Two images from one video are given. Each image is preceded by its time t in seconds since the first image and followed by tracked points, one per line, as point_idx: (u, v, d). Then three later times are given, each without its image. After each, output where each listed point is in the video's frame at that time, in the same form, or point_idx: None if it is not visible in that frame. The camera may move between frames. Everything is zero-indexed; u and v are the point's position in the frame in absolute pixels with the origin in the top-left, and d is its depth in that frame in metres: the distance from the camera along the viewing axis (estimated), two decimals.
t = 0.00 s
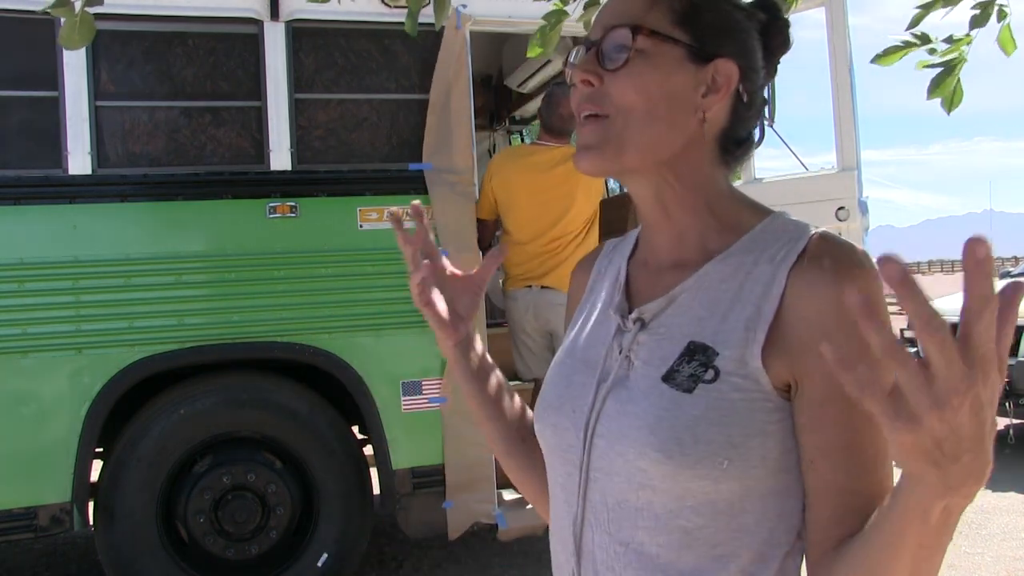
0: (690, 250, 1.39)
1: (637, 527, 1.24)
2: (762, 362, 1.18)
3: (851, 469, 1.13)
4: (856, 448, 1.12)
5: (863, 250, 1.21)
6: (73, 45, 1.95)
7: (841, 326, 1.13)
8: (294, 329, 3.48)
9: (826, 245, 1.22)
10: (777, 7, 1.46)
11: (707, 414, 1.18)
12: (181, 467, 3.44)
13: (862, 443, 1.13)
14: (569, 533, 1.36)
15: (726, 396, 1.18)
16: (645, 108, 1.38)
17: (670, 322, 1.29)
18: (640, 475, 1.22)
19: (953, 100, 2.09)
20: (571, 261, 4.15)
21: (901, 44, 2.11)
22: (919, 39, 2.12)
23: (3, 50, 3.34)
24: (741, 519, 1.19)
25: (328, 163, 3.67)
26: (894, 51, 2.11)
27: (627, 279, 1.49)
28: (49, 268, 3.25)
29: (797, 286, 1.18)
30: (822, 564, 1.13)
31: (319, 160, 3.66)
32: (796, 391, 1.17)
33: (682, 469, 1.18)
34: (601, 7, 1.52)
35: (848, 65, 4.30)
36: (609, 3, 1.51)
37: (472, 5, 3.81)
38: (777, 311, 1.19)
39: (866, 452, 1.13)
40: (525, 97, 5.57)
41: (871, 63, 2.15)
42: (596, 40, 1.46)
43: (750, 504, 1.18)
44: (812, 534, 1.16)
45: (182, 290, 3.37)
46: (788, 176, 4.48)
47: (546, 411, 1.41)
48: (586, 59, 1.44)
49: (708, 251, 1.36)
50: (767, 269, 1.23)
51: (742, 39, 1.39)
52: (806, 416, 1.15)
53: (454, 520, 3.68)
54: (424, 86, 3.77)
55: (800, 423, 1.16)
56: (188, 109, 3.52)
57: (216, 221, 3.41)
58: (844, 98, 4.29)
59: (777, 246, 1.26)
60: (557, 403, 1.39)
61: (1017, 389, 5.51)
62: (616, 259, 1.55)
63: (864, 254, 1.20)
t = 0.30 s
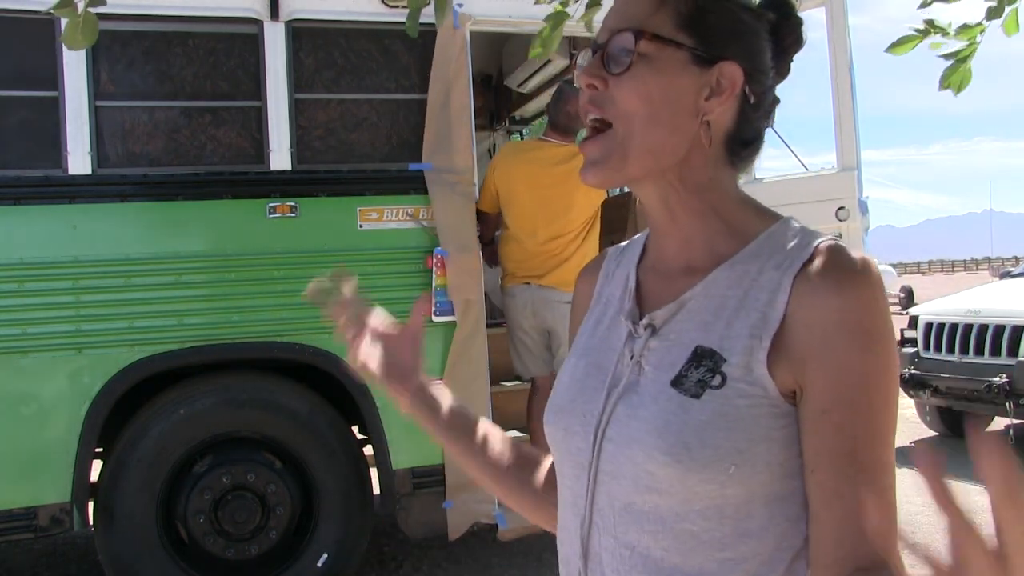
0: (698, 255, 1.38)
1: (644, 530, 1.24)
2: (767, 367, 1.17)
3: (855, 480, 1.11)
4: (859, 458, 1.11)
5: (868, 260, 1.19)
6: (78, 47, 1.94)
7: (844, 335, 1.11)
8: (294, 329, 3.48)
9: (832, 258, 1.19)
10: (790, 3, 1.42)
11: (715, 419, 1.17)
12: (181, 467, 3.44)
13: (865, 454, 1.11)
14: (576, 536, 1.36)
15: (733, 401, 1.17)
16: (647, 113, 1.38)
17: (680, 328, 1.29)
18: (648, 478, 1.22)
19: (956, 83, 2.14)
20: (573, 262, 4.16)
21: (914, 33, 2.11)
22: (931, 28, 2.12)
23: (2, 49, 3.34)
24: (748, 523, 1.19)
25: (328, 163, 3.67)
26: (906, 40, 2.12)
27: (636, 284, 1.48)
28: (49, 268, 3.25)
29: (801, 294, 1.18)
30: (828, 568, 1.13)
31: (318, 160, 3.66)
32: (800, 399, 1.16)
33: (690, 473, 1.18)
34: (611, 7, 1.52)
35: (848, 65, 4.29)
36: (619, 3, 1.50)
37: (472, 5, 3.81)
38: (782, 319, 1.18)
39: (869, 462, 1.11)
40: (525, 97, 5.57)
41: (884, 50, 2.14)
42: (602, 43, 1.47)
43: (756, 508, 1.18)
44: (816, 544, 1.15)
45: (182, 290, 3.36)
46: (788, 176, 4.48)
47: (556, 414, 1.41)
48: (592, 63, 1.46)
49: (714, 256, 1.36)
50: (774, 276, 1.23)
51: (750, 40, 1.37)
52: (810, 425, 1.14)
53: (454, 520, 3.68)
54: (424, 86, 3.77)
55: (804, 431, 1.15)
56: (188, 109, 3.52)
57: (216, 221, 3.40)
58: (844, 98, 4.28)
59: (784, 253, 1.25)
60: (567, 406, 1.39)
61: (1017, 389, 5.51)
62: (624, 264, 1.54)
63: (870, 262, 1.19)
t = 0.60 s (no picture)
0: (709, 260, 1.39)
1: (654, 536, 1.25)
2: (772, 376, 1.17)
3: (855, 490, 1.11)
4: (858, 469, 1.11)
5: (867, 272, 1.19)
6: (78, 47, 1.93)
7: (843, 347, 1.12)
8: (294, 329, 3.48)
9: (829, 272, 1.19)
10: (789, 4, 1.44)
11: (724, 427, 1.18)
12: (181, 467, 3.44)
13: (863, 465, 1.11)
14: (586, 540, 1.37)
15: (740, 410, 1.18)
16: (658, 122, 1.38)
17: (691, 336, 1.28)
18: (657, 485, 1.23)
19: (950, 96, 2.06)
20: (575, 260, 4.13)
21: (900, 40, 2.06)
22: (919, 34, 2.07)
23: (2, 49, 3.34)
24: (758, 528, 1.19)
25: (328, 163, 3.67)
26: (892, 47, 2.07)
27: (646, 288, 1.48)
28: (48, 267, 3.25)
29: (800, 305, 1.18)
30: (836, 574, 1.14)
31: (318, 160, 3.66)
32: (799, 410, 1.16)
33: (700, 480, 1.19)
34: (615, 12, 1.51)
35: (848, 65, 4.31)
36: (623, 8, 1.49)
37: (472, 5, 3.82)
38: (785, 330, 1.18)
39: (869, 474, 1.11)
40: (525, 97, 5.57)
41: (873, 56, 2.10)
42: (609, 50, 1.46)
43: (765, 514, 1.19)
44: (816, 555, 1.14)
45: (182, 290, 3.36)
46: (788, 176, 4.48)
47: (567, 417, 1.41)
48: (600, 70, 1.44)
49: (727, 260, 1.36)
50: (778, 287, 1.22)
51: (756, 45, 1.37)
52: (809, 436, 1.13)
53: (454, 520, 3.67)
54: (424, 86, 3.77)
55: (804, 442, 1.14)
56: (188, 109, 3.52)
57: (216, 222, 3.40)
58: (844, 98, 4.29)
59: (788, 262, 1.25)
60: (578, 411, 1.39)
61: (1017, 389, 5.51)
62: (631, 268, 1.54)
63: (871, 274, 1.19)
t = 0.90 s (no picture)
0: (697, 260, 1.39)
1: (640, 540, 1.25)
2: (751, 380, 1.18)
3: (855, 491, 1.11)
4: (855, 471, 1.11)
5: (855, 273, 1.17)
6: (51, 41, 1.95)
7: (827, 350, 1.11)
8: (295, 329, 3.48)
9: (815, 272, 1.18)
10: (789, 3, 1.44)
11: (700, 432, 1.18)
12: (181, 468, 3.44)
13: (859, 466, 1.11)
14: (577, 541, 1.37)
15: (718, 414, 1.18)
16: (654, 114, 1.38)
17: (672, 337, 1.29)
18: (640, 488, 1.23)
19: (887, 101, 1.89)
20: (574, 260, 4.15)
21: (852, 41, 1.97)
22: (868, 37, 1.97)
23: (2, 49, 3.34)
24: (739, 532, 1.19)
25: (328, 163, 3.67)
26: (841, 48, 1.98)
27: (633, 288, 1.48)
28: (47, 268, 3.25)
29: (782, 308, 1.18)
30: None
31: (318, 160, 3.67)
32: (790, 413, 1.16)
33: (676, 485, 1.19)
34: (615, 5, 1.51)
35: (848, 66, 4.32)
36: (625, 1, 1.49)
37: (472, 5, 3.82)
38: (767, 335, 1.18)
39: (867, 474, 1.11)
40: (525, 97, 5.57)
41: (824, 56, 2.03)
42: (608, 42, 1.46)
43: (746, 517, 1.19)
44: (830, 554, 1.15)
45: (181, 289, 3.36)
46: (788, 176, 4.47)
47: (554, 419, 1.42)
48: (598, 62, 1.44)
49: (713, 260, 1.36)
50: (760, 289, 1.22)
51: (755, 42, 1.37)
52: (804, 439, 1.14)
53: (454, 520, 3.67)
54: (424, 86, 3.77)
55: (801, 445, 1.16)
56: (188, 109, 3.52)
57: (216, 221, 3.40)
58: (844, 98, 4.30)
59: (769, 264, 1.25)
60: (564, 410, 1.40)
61: (1017, 389, 5.51)
62: (620, 268, 1.54)
63: (853, 272, 1.18)
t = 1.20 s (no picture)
0: (690, 261, 1.39)
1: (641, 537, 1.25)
2: (751, 375, 1.18)
3: (849, 485, 1.13)
4: (849, 465, 1.12)
5: (853, 269, 1.17)
6: (69, 49, 1.94)
7: (824, 346, 1.12)
8: (295, 329, 3.48)
9: (813, 269, 1.18)
10: None
11: (700, 427, 1.18)
12: (181, 468, 3.44)
13: (853, 461, 1.12)
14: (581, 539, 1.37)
15: (717, 409, 1.18)
16: (644, 126, 1.38)
17: (670, 336, 1.29)
18: (640, 487, 1.23)
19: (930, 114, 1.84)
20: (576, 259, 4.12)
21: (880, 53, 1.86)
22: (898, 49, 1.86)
23: (3, 50, 3.34)
24: (740, 526, 1.19)
25: (328, 163, 3.68)
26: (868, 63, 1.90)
27: (630, 290, 1.48)
28: (47, 267, 3.25)
29: (782, 303, 1.18)
30: None
31: (318, 160, 3.67)
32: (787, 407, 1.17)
33: (676, 480, 1.19)
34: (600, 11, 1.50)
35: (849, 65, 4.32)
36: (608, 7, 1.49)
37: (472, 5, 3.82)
38: (766, 330, 1.18)
39: (860, 468, 1.12)
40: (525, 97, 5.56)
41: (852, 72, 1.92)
42: (595, 53, 1.45)
43: (745, 512, 1.19)
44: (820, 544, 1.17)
45: (182, 290, 3.36)
46: (788, 176, 4.49)
47: (552, 419, 1.42)
48: (586, 75, 1.44)
49: (707, 261, 1.36)
50: (759, 285, 1.22)
51: (743, 45, 1.36)
52: (800, 433, 1.15)
53: (454, 520, 3.67)
54: (424, 86, 3.77)
55: (795, 439, 1.16)
56: (188, 109, 3.52)
57: (216, 221, 3.40)
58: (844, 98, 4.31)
59: (768, 261, 1.24)
60: (563, 411, 1.39)
61: (1017, 389, 5.51)
62: (618, 269, 1.54)
63: (850, 267, 1.17)
